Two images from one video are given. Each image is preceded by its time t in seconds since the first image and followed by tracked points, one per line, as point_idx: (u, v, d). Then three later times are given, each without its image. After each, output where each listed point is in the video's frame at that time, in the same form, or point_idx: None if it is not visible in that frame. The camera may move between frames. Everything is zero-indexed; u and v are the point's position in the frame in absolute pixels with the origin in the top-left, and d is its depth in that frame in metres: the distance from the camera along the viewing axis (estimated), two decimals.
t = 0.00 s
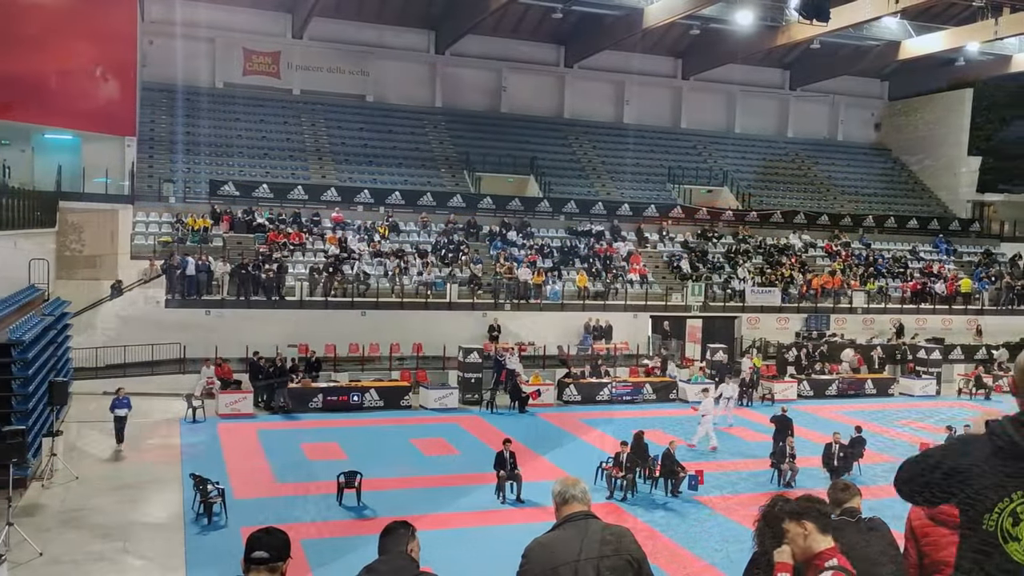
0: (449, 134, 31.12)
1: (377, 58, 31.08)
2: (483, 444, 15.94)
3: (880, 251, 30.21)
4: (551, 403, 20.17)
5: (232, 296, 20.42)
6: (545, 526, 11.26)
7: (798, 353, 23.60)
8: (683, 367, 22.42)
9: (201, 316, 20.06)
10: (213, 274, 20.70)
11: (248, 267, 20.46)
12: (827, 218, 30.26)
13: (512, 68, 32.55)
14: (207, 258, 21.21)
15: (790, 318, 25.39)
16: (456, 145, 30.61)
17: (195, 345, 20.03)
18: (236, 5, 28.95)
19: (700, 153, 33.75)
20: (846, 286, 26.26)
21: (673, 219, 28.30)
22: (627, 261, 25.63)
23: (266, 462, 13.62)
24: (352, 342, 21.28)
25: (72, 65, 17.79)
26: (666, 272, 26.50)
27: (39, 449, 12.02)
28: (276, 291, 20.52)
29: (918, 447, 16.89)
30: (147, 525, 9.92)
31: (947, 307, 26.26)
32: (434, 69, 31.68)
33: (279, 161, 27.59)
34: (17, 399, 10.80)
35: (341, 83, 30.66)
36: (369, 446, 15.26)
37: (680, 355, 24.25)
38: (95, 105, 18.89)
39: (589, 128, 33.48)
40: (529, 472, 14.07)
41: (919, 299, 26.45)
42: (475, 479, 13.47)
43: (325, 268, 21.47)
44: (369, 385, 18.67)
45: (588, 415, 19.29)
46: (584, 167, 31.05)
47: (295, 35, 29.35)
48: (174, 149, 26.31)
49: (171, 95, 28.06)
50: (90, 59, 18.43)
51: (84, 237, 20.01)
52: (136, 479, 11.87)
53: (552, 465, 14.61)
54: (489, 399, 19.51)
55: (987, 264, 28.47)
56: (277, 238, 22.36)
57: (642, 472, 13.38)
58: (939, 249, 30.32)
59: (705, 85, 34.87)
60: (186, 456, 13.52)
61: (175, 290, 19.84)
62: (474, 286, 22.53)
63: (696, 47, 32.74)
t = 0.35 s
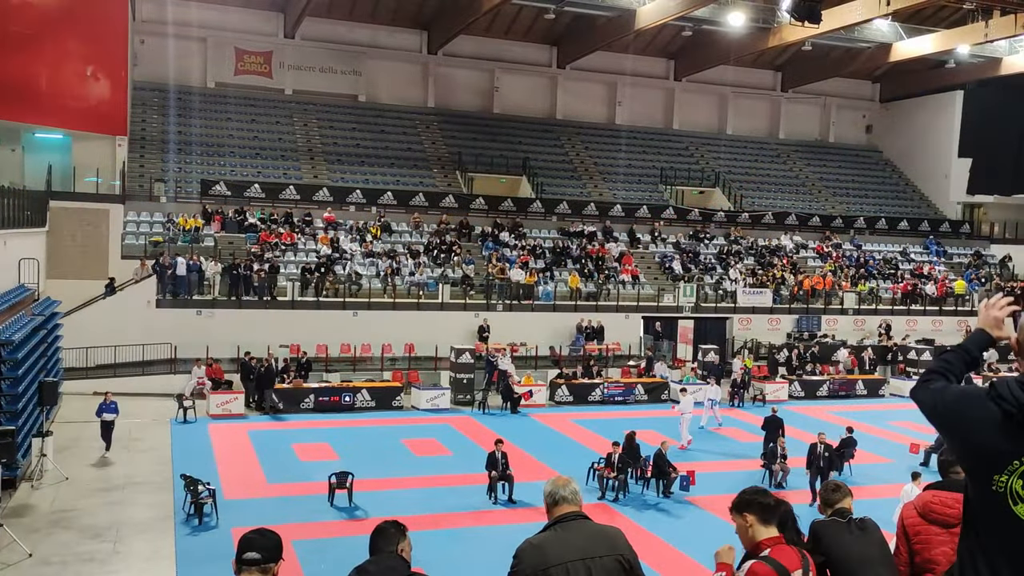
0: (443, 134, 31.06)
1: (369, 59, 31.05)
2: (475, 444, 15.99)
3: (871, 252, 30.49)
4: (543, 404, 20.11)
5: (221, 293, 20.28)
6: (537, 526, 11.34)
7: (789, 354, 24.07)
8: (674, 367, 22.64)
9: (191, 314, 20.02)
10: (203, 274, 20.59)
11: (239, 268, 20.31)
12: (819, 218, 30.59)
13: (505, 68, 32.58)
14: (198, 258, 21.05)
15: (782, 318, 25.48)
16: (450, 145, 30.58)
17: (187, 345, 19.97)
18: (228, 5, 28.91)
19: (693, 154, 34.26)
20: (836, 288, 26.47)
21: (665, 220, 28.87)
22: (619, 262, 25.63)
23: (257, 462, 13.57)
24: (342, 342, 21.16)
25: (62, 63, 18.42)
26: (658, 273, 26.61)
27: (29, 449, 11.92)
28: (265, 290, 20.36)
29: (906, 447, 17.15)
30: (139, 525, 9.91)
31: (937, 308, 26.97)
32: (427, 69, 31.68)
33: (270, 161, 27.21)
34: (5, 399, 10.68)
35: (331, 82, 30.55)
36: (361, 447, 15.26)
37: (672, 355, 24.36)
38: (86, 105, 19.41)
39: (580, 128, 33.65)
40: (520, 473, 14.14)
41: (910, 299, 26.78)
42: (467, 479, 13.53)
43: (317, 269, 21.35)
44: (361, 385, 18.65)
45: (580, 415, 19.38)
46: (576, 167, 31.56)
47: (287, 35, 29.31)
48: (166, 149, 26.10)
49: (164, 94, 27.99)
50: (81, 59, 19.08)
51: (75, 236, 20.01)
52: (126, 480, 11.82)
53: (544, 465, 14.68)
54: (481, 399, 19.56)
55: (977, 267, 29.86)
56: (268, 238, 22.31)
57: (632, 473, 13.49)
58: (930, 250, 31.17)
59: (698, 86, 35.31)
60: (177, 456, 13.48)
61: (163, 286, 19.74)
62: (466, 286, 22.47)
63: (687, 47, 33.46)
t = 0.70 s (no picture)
0: (435, 135, 31.08)
1: (362, 59, 30.99)
2: (467, 446, 16.01)
3: (861, 254, 30.85)
4: (535, 405, 20.22)
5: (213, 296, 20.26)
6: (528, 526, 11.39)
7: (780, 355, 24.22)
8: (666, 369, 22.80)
9: (184, 317, 19.96)
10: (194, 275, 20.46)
11: (231, 268, 20.21)
12: (810, 220, 30.94)
13: (497, 69, 32.68)
14: (190, 259, 20.99)
15: (773, 319, 25.69)
16: (442, 146, 30.60)
17: (179, 346, 19.85)
18: (219, 5, 28.78)
19: (685, 156, 34.52)
20: (827, 290, 26.74)
21: (656, 221, 29.13)
22: (612, 264, 25.71)
23: (248, 464, 13.54)
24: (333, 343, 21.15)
25: (52, 63, 18.30)
26: (650, 275, 26.74)
27: (18, 450, 11.83)
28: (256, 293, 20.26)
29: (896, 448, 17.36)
30: (129, 527, 9.87)
31: (928, 309, 27.33)
32: (419, 70, 31.70)
33: (262, 161, 27.10)
34: None
35: (322, 83, 30.44)
36: (353, 448, 15.24)
37: (663, 356, 24.52)
38: (77, 105, 19.30)
39: (572, 130, 33.80)
40: (512, 474, 14.19)
41: (901, 301, 27.06)
42: (459, 481, 13.56)
43: (309, 269, 21.29)
44: (352, 386, 18.60)
45: (572, 416, 19.48)
46: (567, 168, 31.68)
47: (279, 35, 29.21)
48: (157, 149, 25.95)
49: (154, 93, 27.75)
50: (71, 59, 18.95)
51: (65, 237, 19.94)
52: (116, 481, 11.74)
53: (536, 466, 14.75)
54: (473, 400, 19.62)
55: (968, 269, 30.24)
56: (260, 239, 22.24)
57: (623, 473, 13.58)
58: (921, 252, 31.57)
59: (690, 88, 35.59)
60: (168, 457, 13.42)
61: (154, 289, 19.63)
62: (458, 287, 22.48)
63: (679, 49, 33.77)
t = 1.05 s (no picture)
0: (428, 136, 31.10)
1: (356, 60, 30.93)
2: (460, 447, 16.03)
3: (854, 256, 31.16)
4: (528, 406, 20.29)
5: (207, 298, 20.19)
6: (521, 527, 11.43)
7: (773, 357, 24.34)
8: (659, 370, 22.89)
9: (176, 317, 19.78)
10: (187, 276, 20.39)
11: (224, 270, 20.10)
12: (803, 222, 31.19)
13: (491, 71, 32.75)
14: (182, 260, 20.92)
15: (766, 321, 25.87)
16: (435, 148, 30.64)
17: (171, 348, 19.73)
18: (212, 6, 28.67)
19: (678, 158, 34.70)
20: (820, 291, 26.91)
21: (650, 223, 29.29)
22: (605, 265, 25.76)
23: (241, 465, 13.50)
24: (327, 344, 21.11)
25: (45, 63, 18.52)
26: (644, 277, 26.85)
27: (9, 451, 11.75)
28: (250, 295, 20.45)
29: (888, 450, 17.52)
30: (123, 529, 9.84)
31: (919, 311, 27.54)
32: (413, 71, 31.74)
33: (256, 162, 27.02)
34: None
35: (316, 83, 30.33)
36: (344, 449, 15.23)
37: (657, 358, 24.60)
38: (69, 105, 19.42)
39: (566, 131, 33.90)
40: (505, 475, 14.22)
41: (893, 303, 27.28)
42: (452, 482, 13.59)
43: (302, 270, 21.27)
44: (346, 388, 18.58)
45: (566, 418, 19.53)
46: (561, 170, 31.79)
47: (273, 36, 29.11)
48: (150, 150, 25.81)
49: (146, 94, 27.66)
50: (64, 59, 19.06)
51: (57, 238, 19.70)
52: (107, 483, 11.68)
53: (529, 468, 14.79)
54: (466, 402, 19.63)
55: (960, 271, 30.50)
56: (253, 240, 22.17)
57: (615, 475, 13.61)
58: (913, 254, 32.02)
59: (684, 90, 35.80)
60: (160, 459, 13.36)
61: (147, 291, 19.56)
62: (452, 288, 22.47)
63: (673, 50, 33.95)
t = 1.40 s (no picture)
0: (423, 138, 31.14)
1: (350, 62, 30.92)
2: (454, 449, 16.05)
3: (847, 258, 31.43)
4: (522, 408, 20.32)
5: (201, 299, 20.12)
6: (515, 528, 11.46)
7: (766, 359, 24.45)
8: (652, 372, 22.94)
9: (169, 318, 19.69)
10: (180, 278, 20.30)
11: (217, 271, 20.07)
12: (796, 225, 31.43)
13: (485, 73, 32.84)
14: (175, 261, 20.85)
15: (759, 323, 26.06)
16: (429, 149, 30.66)
17: (164, 349, 19.63)
18: (207, 6, 28.59)
19: (672, 160, 34.87)
20: (813, 293, 27.11)
21: (644, 225, 29.41)
22: (599, 267, 25.85)
23: (235, 467, 13.45)
24: (321, 346, 21.07)
25: (38, 63, 18.45)
26: (637, 278, 26.95)
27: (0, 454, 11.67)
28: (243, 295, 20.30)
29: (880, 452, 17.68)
30: (115, 531, 9.80)
31: (913, 313, 27.83)
32: (407, 73, 31.78)
33: (249, 163, 26.96)
34: None
35: (310, 85, 30.29)
36: (338, 451, 15.22)
37: (650, 359, 24.69)
38: (62, 106, 19.40)
39: (560, 133, 34.00)
40: (500, 477, 14.25)
41: (886, 304, 27.54)
42: (446, 483, 13.62)
43: (296, 272, 21.22)
44: (340, 389, 18.56)
45: (560, 419, 19.58)
46: (555, 172, 31.88)
47: (266, 38, 29.06)
48: (144, 151, 25.70)
49: (140, 95, 27.54)
50: (56, 60, 18.98)
51: (50, 239, 19.64)
52: (99, 485, 11.61)
53: (523, 469, 14.84)
54: (460, 403, 19.65)
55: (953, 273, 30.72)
56: (246, 242, 22.13)
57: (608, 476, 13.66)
58: (906, 256, 32.32)
59: (677, 92, 36.02)
60: (153, 461, 13.30)
61: (141, 292, 19.46)
62: (446, 290, 22.49)
63: (667, 52, 34.14)
